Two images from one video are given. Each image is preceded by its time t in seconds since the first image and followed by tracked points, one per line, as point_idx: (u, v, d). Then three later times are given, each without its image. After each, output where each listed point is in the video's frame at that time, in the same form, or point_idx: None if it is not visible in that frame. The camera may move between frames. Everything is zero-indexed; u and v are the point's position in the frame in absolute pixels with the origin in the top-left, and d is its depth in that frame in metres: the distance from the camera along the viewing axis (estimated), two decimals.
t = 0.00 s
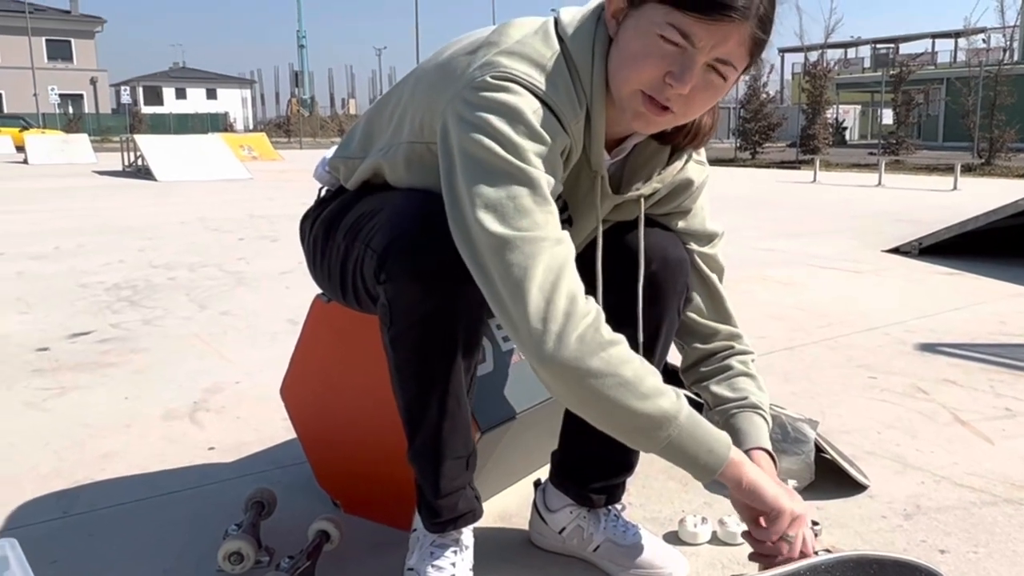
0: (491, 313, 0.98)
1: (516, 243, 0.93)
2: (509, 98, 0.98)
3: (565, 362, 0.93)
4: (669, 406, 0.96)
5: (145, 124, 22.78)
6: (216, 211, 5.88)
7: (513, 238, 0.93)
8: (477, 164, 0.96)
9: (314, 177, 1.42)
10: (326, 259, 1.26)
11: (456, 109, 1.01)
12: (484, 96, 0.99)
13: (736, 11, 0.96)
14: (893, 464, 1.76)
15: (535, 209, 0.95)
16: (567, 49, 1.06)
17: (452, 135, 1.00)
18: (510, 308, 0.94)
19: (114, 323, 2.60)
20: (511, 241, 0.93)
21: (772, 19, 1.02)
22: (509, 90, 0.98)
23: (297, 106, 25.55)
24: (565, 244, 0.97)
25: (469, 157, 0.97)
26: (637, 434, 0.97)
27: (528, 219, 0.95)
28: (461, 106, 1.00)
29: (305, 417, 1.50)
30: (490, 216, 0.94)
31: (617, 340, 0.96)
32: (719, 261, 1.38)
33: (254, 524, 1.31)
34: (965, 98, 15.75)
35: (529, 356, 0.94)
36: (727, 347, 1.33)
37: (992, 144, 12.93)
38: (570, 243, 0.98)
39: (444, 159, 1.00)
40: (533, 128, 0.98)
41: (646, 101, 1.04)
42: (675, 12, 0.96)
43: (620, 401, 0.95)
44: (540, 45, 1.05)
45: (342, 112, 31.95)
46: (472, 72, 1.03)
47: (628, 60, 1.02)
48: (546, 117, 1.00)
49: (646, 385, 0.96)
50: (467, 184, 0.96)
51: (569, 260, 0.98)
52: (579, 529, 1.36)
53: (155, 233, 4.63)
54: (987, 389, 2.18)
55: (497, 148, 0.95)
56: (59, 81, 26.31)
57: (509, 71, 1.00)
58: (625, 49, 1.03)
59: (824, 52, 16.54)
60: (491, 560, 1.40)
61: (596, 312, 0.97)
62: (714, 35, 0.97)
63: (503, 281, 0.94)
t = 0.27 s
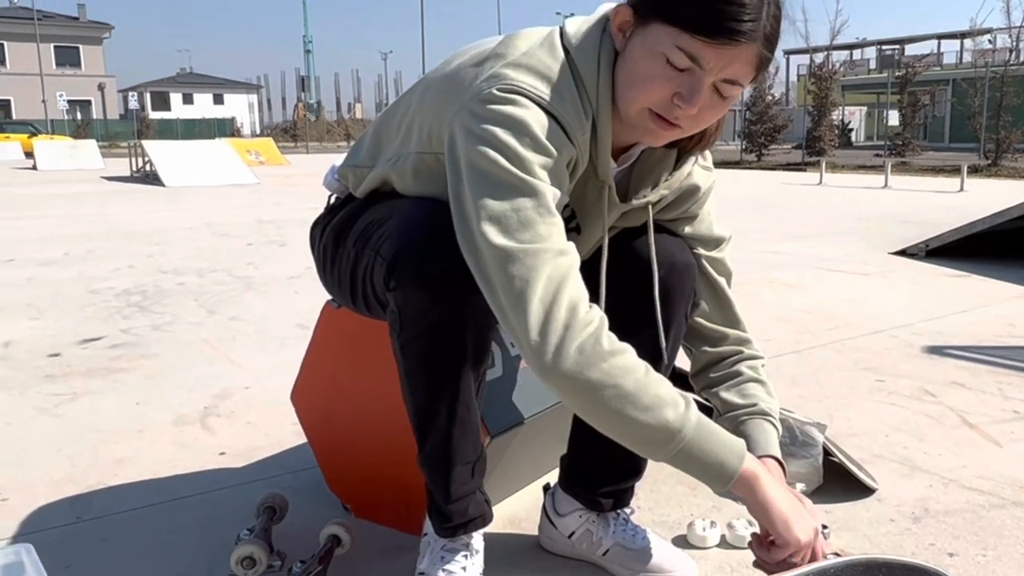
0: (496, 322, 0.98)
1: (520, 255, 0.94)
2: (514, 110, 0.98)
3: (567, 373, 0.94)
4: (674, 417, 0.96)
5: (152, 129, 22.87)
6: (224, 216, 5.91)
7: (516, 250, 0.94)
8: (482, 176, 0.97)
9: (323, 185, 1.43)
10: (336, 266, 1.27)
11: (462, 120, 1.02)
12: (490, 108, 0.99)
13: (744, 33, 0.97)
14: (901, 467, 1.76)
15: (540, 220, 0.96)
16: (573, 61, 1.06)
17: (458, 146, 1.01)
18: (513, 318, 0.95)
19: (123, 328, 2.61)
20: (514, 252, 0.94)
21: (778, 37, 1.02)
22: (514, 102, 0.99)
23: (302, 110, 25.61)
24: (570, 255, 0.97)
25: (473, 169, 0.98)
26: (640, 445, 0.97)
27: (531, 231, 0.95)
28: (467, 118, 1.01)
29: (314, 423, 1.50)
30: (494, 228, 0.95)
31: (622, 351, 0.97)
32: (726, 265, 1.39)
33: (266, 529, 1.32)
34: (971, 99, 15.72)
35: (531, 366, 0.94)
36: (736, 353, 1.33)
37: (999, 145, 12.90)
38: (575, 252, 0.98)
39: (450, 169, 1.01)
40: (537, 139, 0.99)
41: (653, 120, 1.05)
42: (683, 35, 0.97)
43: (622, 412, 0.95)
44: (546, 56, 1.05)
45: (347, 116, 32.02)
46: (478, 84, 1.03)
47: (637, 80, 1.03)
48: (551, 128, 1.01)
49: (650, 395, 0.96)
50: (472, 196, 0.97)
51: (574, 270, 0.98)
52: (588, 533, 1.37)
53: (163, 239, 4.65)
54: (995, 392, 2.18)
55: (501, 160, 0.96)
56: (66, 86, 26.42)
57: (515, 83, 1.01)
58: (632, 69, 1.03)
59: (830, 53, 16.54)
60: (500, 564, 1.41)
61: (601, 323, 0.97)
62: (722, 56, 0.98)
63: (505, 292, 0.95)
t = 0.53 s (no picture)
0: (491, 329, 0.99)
1: (516, 264, 0.94)
2: (515, 120, 0.99)
3: (555, 385, 0.93)
4: (662, 435, 0.95)
5: (158, 133, 22.94)
6: (231, 218, 5.92)
7: (512, 258, 0.94)
8: (482, 184, 0.97)
9: (331, 188, 1.44)
10: (343, 268, 1.27)
11: (466, 126, 1.02)
12: (495, 115, 1.00)
13: (764, 57, 0.96)
14: (910, 468, 1.76)
15: (538, 230, 0.96)
16: (579, 70, 1.06)
17: (461, 152, 1.01)
18: (505, 327, 0.95)
19: (132, 331, 2.62)
20: (508, 261, 0.94)
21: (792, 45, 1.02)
22: (519, 111, 0.99)
23: (308, 113, 25.66)
24: (568, 266, 0.97)
25: (473, 177, 0.98)
26: (627, 460, 0.96)
27: (529, 241, 0.95)
28: (471, 125, 1.01)
29: (322, 428, 1.51)
30: (491, 237, 0.95)
31: (614, 365, 0.96)
32: (735, 264, 1.39)
33: (275, 530, 1.32)
34: (976, 99, 15.69)
35: (521, 376, 0.95)
36: (745, 354, 1.33)
37: (1005, 145, 12.86)
38: (574, 264, 0.98)
39: (452, 175, 1.02)
40: (538, 149, 0.98)
41: (677, 139, 1.06)
42: (702, 63, 0.97)
43: (609, 426, 0.94)
44: (552, 64, 1.06)
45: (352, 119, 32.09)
46: (484, 91, 1.04)
47: (657, 102, 1.03)
48: (554, 137, 1.01)
49: (639, 412, 0.95)
50: (472, 203, 0.98)
51: (571, 282, 0.98)
52: (597, 533, 1.37)
53: (171, 241, 4.66)
54: (1003, 392, 2.18)
55: (502, 169, 0.96)
56: (73, 90, 26.52)
57: (520, 91, 1.01)
58: (651, 91, 1.03)
59: (835, 54, 16.53)
60: (509, 565, 1.41)
61: (595, 336, 0.97)
62: (743, 81, 0.98)
63: (498, 302, 0.95)
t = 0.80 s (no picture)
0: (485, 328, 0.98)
1: (510, 264, 0.94)
2: (515, 120, 0.98)
3: (545, 386, 0.93)
4: (652, 438, 0.94)
5: (164, 136, 23.01)
6: (237, 219, 5.94)
7: (506, 259, 0.94)
8: (480, 184, 0.97)
9: (334, 186, 1.44)
10: (348, 266, 1.27)
11: (467, 125, 1.02)
12: (496, 115, 0.99)
13: (777, 64, 0.97)
14: (916, 467, 1.75)
15: (534, 230, 0.95)
16: (582, 72, 1.06)
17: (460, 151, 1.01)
18: (497, 326, 0.95)
19: (138, 331, 2.62)
20: (502, 260, 0.94)
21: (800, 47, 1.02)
22: (519, 111, 0.99)
23: (313, 115, 25.72)
24: (563, 267, 0.97)
25: (471, 176, 0.98)
26: (617, 462, 0.96)
27: (524, 242, 0.95)
28: (472, 124, 1.01)
29: (326, 428, 1.51)
30: (486, 236, 0.95)
31: (607, 367, 0.95)
32: (741, 261, 1.38)
33: (280, 529, 1.32)
34: (982, 98, 15.64)
35: (511, 376, 0.95)
36: (751, 354, 1.33)
37: (1011, 144, 12.82)
38: (569, 266, 0.97)
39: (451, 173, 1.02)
40: (537, 148, 0.98)
41: (689, 146, 1.06)
42: (717, 73, 0.96)
43: (599, 427, 0.94)
44: (554, 64, 1.05)
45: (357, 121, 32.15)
46: (486, 91, 1.03)
47: (670, 112, 1.03)
48: (555, 138, 1.00)
49: (630, 414, 0.94)
50: (469, 202, 0.97)
51: (567, 282, 0.97)
52: (602, 532, 1.37)
53: (176, 242, 4.67)
54: (1010, 391, 2.17)
55: (500, 169, 0.96)
56: (79, 94, 26.62)
57: (521, 92, 1.00)
58: (663, 100, 1.03)
59: (840, 53, 16.51)
60: (514, 565, 1.40)
61: (589, 337, 0.96)
62: (757, 89, 0.98)
63: (490, 301, 0.95)
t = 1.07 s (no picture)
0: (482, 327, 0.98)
1: (507, 265, 0.93)
2: (516, 120, 0.98)
3: (540, 387, 0.93)
4: (646, 439, 0.94)
5: (168, 136, 23.04)
6: (241, 219, 5.94)
7: (503, 259, 0.93)
8: (479, 183, 0.96)
9: (339, 185, 1.44)
10: (352, 265, 1.27)
11: (468, 124, 1.01)
12: (497, 114, 0.99)
13: (784, 67, 0.97)
14: (921, 466, 1.75)
15: (532, 230, 0.95)
16: (585, 72, 1.06)
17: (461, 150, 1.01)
18: (492, 326, 0.95)
19: (142, 330, 2.63)
20: (499, 261, 0.93)
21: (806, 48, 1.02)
22: (520, 111, 0.99)
23: (317, 116, 25.74)
24: (561, 268, 0.96)
25: (471, 176, 0.97)
26: (611, 462, 0.95)
27: (522, 242, 0.94)
28: (473, 123, 1.01)
29: (331, 427, 1.51)
30: (484, 236, 0.94)
31: (602, 368, 0.95)
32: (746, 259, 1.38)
33: (285, 527, 1.32)
34: (986, 98, 15.59)
35: (505, 376, 0.94)
36: (755, 352, 1.33)
37: (1016, 144, 12.78)
38: (567, 266, 0.97)
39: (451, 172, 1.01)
40: (537, 148, 0.98)
41: (693, 147, 1.06)
42: (723, 77, 0.96)
43: (592, 428, 0.94)
44: (557, 64, 1.05)
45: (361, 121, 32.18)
46: (488, 90, 1.03)
47: (675, 115, 1.03)
48: (556, 138, 1.00)
49: (624, 416, 0.94)
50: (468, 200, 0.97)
51: (565, 283, 0.97)
52: (606, 531, 1.36)
53: (181, 241, 4.68)
54: (1015, 390, 2.16)
55: (500, 168, 0.95)
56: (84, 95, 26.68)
57: (523, 91, 1.00)
58: (668, 104, 1.03)
59: (844, 53, 16.48)
60: (518, 563, 1.40)
61: (585, 338, 0.96)
62: (763, 92, 0.98)
63: (486, 300, 0.95)
